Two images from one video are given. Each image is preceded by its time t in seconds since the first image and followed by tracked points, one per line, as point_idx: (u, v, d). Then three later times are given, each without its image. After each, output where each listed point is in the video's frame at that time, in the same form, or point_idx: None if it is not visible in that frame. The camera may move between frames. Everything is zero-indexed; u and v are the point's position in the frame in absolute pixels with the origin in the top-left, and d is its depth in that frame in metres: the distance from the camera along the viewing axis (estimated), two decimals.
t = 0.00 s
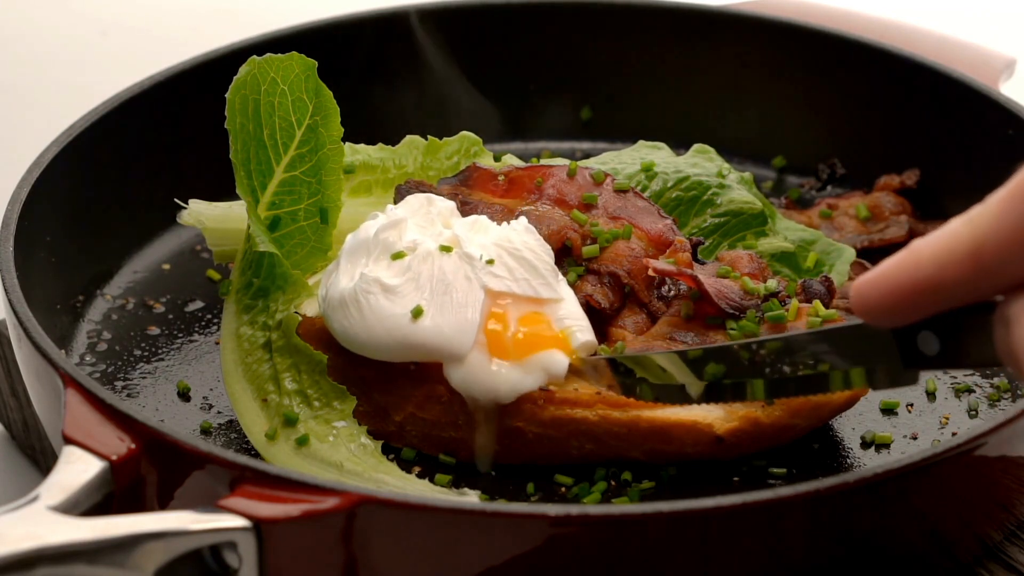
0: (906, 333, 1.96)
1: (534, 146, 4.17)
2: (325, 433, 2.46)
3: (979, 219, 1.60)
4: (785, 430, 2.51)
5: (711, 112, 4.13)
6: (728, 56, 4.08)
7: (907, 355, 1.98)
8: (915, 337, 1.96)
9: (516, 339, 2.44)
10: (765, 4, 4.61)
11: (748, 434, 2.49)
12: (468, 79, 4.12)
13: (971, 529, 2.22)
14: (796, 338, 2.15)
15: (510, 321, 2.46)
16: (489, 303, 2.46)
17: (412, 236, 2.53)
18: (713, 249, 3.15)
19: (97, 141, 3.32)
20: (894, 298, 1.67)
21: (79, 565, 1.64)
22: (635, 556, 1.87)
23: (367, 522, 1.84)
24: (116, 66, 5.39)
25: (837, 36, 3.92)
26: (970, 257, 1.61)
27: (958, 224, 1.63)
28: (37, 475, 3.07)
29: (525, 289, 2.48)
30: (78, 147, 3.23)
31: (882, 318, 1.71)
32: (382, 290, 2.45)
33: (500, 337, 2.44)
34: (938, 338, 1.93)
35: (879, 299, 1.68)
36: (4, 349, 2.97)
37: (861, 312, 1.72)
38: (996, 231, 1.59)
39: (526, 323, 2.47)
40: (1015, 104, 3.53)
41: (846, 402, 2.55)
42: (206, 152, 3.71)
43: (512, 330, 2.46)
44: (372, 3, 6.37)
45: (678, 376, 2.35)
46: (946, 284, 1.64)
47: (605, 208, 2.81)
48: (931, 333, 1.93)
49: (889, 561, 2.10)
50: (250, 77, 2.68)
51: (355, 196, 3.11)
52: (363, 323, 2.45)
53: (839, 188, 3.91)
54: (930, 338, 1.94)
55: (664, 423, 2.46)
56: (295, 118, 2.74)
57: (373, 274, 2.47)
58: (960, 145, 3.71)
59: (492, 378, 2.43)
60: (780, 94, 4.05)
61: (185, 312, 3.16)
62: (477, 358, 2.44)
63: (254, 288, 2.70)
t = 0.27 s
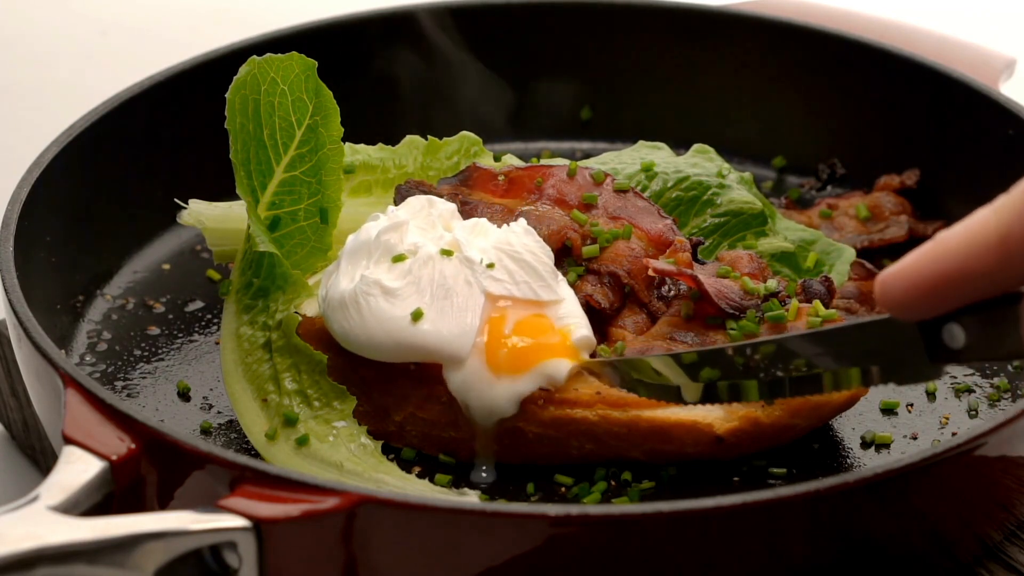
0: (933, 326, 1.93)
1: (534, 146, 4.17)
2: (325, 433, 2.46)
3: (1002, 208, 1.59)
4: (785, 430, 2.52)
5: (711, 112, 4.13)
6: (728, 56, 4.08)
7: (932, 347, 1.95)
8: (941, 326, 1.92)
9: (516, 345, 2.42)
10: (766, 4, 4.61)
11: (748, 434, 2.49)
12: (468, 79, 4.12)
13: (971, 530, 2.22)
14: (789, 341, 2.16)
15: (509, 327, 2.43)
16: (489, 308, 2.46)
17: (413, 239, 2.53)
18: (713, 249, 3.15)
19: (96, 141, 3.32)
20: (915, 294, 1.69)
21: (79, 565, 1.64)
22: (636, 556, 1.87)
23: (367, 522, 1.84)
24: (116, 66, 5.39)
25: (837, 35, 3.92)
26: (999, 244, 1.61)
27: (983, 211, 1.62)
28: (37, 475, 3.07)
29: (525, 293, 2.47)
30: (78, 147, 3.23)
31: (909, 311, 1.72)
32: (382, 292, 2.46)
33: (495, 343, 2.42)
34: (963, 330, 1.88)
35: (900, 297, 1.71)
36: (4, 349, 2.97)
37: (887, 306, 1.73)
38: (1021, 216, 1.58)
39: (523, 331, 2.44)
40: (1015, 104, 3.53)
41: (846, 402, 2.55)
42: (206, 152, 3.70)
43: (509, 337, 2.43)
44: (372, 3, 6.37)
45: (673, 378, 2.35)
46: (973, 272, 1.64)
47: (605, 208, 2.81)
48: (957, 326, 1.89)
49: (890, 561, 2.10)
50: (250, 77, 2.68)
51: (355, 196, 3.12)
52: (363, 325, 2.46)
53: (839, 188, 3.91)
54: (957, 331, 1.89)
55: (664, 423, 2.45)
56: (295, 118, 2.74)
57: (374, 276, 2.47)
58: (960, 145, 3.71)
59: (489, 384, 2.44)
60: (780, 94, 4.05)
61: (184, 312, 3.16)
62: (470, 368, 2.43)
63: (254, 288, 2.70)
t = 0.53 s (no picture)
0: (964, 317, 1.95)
1: (534, 146, 4.17)
2: (325, 433, 2.46)
3: None
4: (784, 431, 2.52)
5: (711, 112, 4.13)
6: (728, 56, 4.08)
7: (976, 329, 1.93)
8: (977, 312, 1.91)
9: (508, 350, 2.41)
10: (765, 4, 4.61)
11: (747, 433, 2.48)
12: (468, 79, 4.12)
13: (971, 530, 2.22)
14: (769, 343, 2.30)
15: (503, 330, 2.43)
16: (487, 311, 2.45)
17: (414, 241, 2.54)
18: (713, 249, 3.14)
19: (96, 141, 3.32)
20: (951, 278, 1.68)
21: (79, 565, 1.64)
22: (635, 556, 1.87)
23: (368, 522, 1.84)
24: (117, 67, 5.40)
25: (837, 35, 3.92)
26: None
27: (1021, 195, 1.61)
28: (37, 476, 3.07)
29: (524, 296, 2.46)
30: (78, 147, 3.23)
31: (943, 295, 1.71)
32: (382, 294, 2.46)
33: (491, 350, 2.41)
34: (1004, 314, 1.85)
35: (937, 281, 1.69)
36: (4, 349, 2.97)
37: (922, 290, 1.72)
38: None
39: (518, 333, 2.43)
40: (1015, 104, 3.53)
41: (847, 401, 2.54)
42: (207, 152, 3.71)
43: (506, 341, 2.42)
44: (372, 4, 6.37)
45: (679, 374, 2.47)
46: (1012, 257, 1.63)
47: (605, 208, 2.81)
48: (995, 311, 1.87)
49: (890, 560, 2.10)
50: (250, 77, 2.68)
51: (354, 196, 3.11)
52: (362, 326, 2.46)
53: (839, 188, 3.90)
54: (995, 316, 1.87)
55: (664, 423, 2.45)
56: (295, 118, 2.74)
57: (374, 278, 2.48)
58: (960, 145, 3.71)
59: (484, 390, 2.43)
60: (780, 94, 4.05)
61: (185, 312, 3.16)
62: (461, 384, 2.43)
63: (254, 288, 2.70)
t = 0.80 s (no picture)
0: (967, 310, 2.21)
1: (534, 146, 4.17)
2: (325, 432, 2.45)
3: None
4: (784, 430, 2.52)
5: (711, 112, 4.13)
6: (728, 56, 4.08)
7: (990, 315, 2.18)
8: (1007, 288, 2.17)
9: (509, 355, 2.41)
10: (765, 4, 4.61)
11: (747, 433, 2.48)
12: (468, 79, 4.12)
13: (971, 530, 2.22)
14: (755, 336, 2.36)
15: (503, 334, 2.43)
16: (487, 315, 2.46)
17: (415, 243, 2.53)
18: (713, 249, 3.15)
19: (97, 141, 3.32)
20: (1008, 249, 1.89)
21: (79, 565, 1.64)
22: (636, 556, 1.87)
23: (368, 522, 1.84)
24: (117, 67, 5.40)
25: (837, 36, 3.92)
26: None
27: None
28: (37, 476, 3.07)
29: (524, 299, 2.46)
30: (78, 147, 3.23)
31: (997, 267, 1.91)
32: (382, 296, 2.46)
33: (491, 355, 2.41)
34: None
35: (993, 251, 1.90)
36: (4, 349, 2.97)
37: (981, 262, 1.92)
38: None
39: (519, 336, 2.43)
40: (1015, 104, 3.53)
41: (847, 401, 2.55)
42: (206, 152, 3.71)
43: (507, 346, 2.42)
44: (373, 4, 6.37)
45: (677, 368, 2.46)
46: None
47: (605, 208, 2.81)
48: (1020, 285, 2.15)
49: (889, 560, 2.10)
50: (250, 77, 2.68)
51: (354, 196, 3.12)
52: (362, 328, 2.46)
53: (839, 188, 3.90)
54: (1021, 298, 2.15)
55: (664, 423, 2.45)
56: (295, 118, 2.74)
57: (374, 280, 2.48)
58: (960, 145, 3.71)
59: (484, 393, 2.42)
60: (780, 93, 4.05)
61: (184, 312, 3.16)
62: (465, 420, 2.48)
63: (254, 288, 2.70)
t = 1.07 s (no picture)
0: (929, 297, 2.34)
1: (534, 146, 4.16)
2: (324, 433, 2.45)
3: None
4: (784, 430, 2.52)
5: (711, 111, 4.13)
6: (728, 56, 4.08)
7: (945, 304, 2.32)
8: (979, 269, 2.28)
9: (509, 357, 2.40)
10: (766, 4, 4.61)
11: (747, 433, 2.49)
12: (468, 79, 4.12)
13: (971, 530, 2.21)
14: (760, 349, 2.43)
15: (504, 337, 2.43)
16: (486, 317, 2.46)
17: (416, 245, 2.53)
18: (715, 249, 3.17)
19: (96, 141, 3.32)
20: None
21: (79, 565, 1.66)
22: (635, 556, 1.87)
23: (368, 522, 1.84)
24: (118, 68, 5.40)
25: (836, 36, 3.92)
26: None
27: None
28: (37, 476, 3.07)
29: (524, 301, 2.46)
30: (78, 147, 3.23)
31: None
32: (382, 297, 2.46)
33: (491, 356, 2.41)
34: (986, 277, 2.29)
35: None
36: (4, 349, 2.97)
37: None
38: None
39: (520, 339, 2.43)
40: (1015, 104, 3.54)
41: (847, 401, 2.55)
42: (206, 152, 3.71)
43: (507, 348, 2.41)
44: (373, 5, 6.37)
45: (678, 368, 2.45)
46: None
47: (605, 208, 2.81)
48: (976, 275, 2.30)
49: (889, 560, 2.10)
50: (250, 77, 2.68)
51: (355, 196, 3.13)
52: (362, 329, 2.46)
53: (839, 188, 3.90)
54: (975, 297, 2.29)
55: (664, 423, 2.45)
56: (295, 119, 2.74)
57: (374, 281, 2.48)
58: (960, 145, 3.71)
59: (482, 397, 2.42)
60: (780, 94, 4.05)
61: (184, 312, 3.16)
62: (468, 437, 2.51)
63: (254, 288, 2.69)
